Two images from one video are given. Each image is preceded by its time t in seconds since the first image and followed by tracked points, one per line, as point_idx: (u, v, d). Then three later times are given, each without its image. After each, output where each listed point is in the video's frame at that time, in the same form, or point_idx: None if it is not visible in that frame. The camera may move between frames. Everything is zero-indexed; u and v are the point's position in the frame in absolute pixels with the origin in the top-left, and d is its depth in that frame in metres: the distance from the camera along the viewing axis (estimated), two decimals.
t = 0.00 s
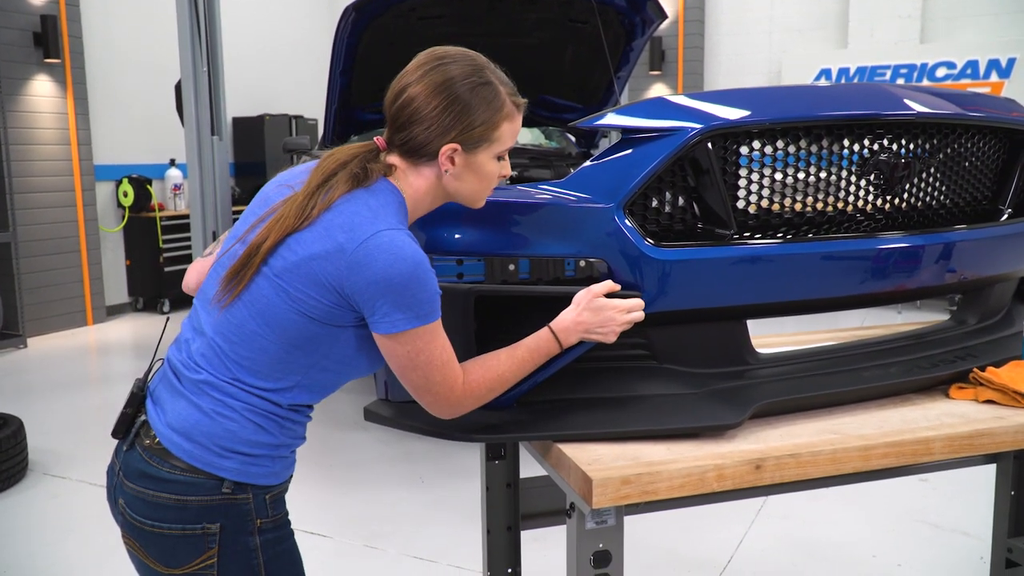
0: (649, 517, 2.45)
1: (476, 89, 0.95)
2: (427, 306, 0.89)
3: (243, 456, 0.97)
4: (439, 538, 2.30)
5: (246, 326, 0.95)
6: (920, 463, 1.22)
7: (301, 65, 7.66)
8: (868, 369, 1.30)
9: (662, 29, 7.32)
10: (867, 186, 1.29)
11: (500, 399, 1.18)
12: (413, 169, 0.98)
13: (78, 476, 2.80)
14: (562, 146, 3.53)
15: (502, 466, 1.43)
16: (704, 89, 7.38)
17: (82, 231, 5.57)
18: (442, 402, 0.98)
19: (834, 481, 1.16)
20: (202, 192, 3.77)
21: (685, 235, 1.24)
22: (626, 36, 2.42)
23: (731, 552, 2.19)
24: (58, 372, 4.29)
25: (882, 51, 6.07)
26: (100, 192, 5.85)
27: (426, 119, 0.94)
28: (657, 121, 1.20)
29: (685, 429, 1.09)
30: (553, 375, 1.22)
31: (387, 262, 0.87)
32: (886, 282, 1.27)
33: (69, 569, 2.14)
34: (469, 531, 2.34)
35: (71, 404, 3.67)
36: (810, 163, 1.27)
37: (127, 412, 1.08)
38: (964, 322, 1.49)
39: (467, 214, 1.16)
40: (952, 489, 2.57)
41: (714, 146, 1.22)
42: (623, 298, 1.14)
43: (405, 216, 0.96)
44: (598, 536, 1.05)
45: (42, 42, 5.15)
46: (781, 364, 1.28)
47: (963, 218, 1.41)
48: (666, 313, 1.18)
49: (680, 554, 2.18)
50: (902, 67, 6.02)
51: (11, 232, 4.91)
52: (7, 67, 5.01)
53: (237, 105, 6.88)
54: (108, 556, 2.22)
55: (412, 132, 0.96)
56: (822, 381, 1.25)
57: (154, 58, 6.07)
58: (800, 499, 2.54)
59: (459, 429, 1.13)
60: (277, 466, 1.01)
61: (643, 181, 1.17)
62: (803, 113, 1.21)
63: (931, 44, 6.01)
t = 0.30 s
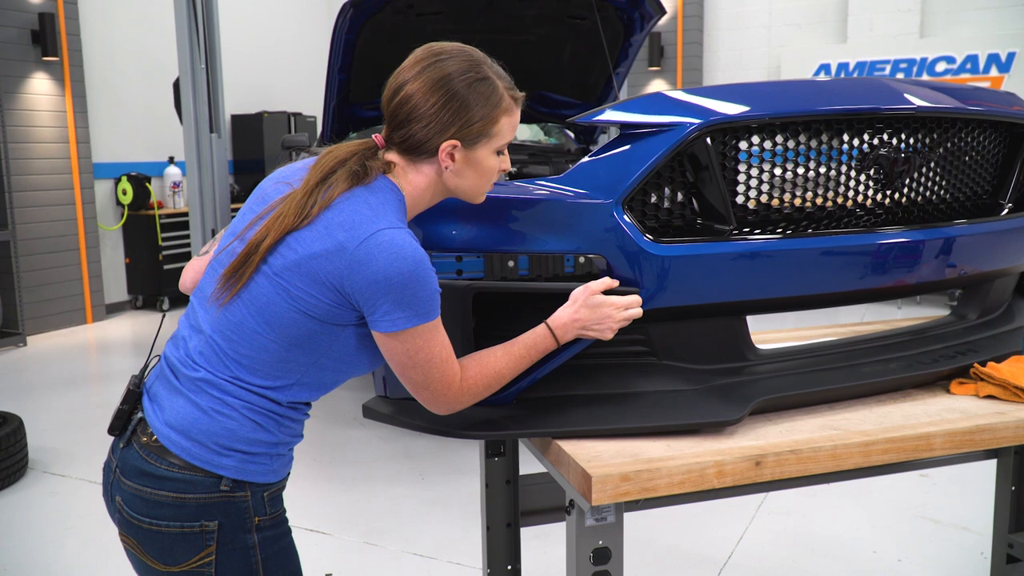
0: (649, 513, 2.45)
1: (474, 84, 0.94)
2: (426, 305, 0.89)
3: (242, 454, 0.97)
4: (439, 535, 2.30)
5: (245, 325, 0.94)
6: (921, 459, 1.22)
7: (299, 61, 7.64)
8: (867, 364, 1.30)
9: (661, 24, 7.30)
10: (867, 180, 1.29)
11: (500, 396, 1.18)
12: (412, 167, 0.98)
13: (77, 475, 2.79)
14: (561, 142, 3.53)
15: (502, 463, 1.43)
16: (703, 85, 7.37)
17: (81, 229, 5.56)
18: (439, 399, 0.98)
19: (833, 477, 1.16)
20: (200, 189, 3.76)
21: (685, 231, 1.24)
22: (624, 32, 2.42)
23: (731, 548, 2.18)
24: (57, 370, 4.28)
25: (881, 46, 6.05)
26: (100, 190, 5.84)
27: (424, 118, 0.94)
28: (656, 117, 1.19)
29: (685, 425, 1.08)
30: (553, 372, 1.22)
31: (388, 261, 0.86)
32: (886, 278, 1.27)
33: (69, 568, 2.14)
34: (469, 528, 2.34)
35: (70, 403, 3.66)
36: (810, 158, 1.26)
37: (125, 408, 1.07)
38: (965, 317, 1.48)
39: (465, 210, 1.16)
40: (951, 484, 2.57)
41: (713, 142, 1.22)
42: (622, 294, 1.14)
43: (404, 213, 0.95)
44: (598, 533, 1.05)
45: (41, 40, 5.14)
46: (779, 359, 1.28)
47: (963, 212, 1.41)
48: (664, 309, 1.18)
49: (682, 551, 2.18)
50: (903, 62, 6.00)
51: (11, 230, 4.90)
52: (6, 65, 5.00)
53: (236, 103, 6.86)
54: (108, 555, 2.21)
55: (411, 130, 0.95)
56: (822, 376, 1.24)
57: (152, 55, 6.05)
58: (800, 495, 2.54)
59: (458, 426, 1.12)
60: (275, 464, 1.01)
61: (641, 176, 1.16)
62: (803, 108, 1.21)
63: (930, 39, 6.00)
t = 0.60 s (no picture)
0: (648, 511, 2.45)
1: (485, 77, 0.93)
2: (434, 303, 0.89)
3: (249, 453, 0.97)
4: (438, 533, 2.30)
5: (252, 324, 0.93)
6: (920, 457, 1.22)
7: (298, 58, 7.63)
8: (867, 363, 1.29)
9: (661, 21, 7.29)
10: (865, 178, 1.29)
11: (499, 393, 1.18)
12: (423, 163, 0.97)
13: (77, 472, 2.79)
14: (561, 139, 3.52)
15: (501, 461, 1.43)
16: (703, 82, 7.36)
17: (80, 225, 5.56)
18: (445, 397, 0.97)
19: (832, 476, 1.15)
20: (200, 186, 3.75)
21: (683, 228, 1.23)
22: (624, 30, 2.42)
23: (730, 546, 2.18)
24: (57, 367, 4.28)
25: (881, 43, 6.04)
26: (99, 186, 5.83)
27: (435, 113, 0.93)
28: (653, 114, 1.18)
29: (684, 423, 1.08)
30: (552, 371, 1.21)
31: (396, 259, 0.86)
32: (886, 276, 1.26)
33: (68, 565, 2.14)
34: (469, 526, 2.34)
35: (69, 399, 3.66)
36: (809, 156, 1.26)
37: (129, 403, 1.07)
38: (965, 315, 1.48)
39: (466, 209, 1.15)
40: (950, 482, 2.57)
41: (711, 140, 1.21)
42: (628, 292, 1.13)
43: (411, 211, 0.95)
44: (596, 531, 1.05)
45: (40, 36, 5.13)
46: (779, 358, 1.28)
47: (964, 210, 1.40)
48: (663, 307, 1.17)
49: (681, 549, 2.18)
50: (903, 59, 5.99)
51: (10, 226, 4.89)
52: (5, 61, 4.99)
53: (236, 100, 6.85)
54: (107, 552, 2.21)
55: (422, 125, 0.94)
56: (821, 375, 1.24)
57: (151, 51, 6.04)
58: (798, 493, 2.54)
59: (457, 424, 1.12)
60: (280, 464, 1.01)
61: (639, 174, 1.16)
62: (802, 105, 1.20)
63: (931, 36, 5.98)
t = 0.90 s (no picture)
0: (647, 510, 2.44)
1: (508, 79, 0.93)
2: (448, 309, 0.89)
3: (261, 454, 0.97)
4: (437, 531, 2.30)
5: (268, 326, 0.93)
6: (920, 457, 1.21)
7: (299, 56, 7.62)
8: (867, 362, 1.29)
9: (662, 20, 7.28)
10: (866, 177, 1.28)
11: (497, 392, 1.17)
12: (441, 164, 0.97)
13: (76, 469, 2.79)
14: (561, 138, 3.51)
15: (500, 460, 1.43)
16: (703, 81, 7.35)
17: (81, 223, 5.55)
18: (451, 398, 0.97)
19: (832, 475, 1.15)
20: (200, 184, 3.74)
21: (683, 227, 1.23)
22: (625, 28, 2.41)
23: (728, 545, 2.18)
24: (57, 365, 4.28)
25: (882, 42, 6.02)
26: (100, 184, 5.83)
27: (457, 113, 0.92)
28: (652, 113, 1.18)
29: (682, 423, 1.07)
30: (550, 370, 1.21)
31: (413, 266, 0.86)
32: (886, 275, 1.26)
33: (67, 563, 2.14)
34: (468, 525, 2.34)
35: (69, 397, 3.66)
36: (809, 154, 1.26)
37: (137, 400, 1.06)
38: (965, 315, 1.48)
39: (468, 207, 1.14)
40: (950, 482, 2.57)
41: (711, 138, 1.21)
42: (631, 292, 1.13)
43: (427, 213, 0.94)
44: (595, 531, 1.04)
45: (41, 33, 5.13)
46: (778, 357, 1.27)
47: (965, 210, 1.40)
48: (662, 306, 1.17)
49: (680, 548, 2.17)
50: (904, 58, 5.98)
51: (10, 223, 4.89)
52: (6, 58, 4.99)
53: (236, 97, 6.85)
54: (107, 550, 2.21)
55: (444, 126, 0.94)
56: (820, 374, 1.24)
57: (152, 49, 6.04)
58: (797, 493, 2.54)
59: (456, 423, 1.12)
60: (291, 464, 1.01)
61: (639, 172, 1.15)
62: (802, 103, 1.20)
63: (933, 35, 5.97)
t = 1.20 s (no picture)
0: (647, 510, 2.44)
1: (510, 72, 0.92)
2: (446, 304, 0.88)
3: (265, 453, 0.96)
4: (437, 531, 2.30)
5: (266, 325, 0.93)
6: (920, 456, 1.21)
7: (299, 56, 7.62)
8: (867, 362, 1.28)
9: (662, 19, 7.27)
10: (865, 176, 1.28)
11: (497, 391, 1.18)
12: (438, 154, 0.96)
13: (77, 469, 2.79)
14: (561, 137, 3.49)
15: (499, 459, 1.43)
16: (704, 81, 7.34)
17: (81, 222, 5.55)
18: (450, 397, 0.97)
19: (831, 475, 1.15)
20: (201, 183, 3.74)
21: (681, 226, 1.23)
22: (625, 27, 2.41)
23: (728, 545, 2.18)
24: (57, 364, 4.27)
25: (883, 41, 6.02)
26: (100, 184, 5.82)
27: (456, 103, 0.92)
28: (650, 113, 1.18)
29: (681, 423, 1.07)
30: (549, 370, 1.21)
31: (408, 261, 0.85)
32: (886, 275, 1.25)
33: (66, 563, 2.13)
34: (468, 524, 2.34)
35: (70, 396, 3.66)
36: (808, 154, 1.26)
37: (142, 402, 1.06)
38: (965, 315, 1.47)
39: (468, 207, 1.15)
40: (950, 482, 2.56)
41: (710, 138, 1.21)
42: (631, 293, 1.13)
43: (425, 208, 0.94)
44: (593, 531, 1.04)
45: (41, 33, 5.13)
46: (777, 357, 1.27)
47: (964, 209, 1.40)
48: (661, 306, 1.17)
49: (680, 548, 2.17)
50: (905, 57, 5.97)
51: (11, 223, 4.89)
52: (7, 58, 4.98)
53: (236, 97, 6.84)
54: (106, 549, 2.21)
55: (443, 115, 0.93)
56: (820, 374, 1.23)
57: (152, 48, 6.03)
58: (798, 492, 2.54)
59: (454, 424, 1.12)
60: (296, 463, 1.00)
61: (638, 171, 1.15)
62: (801, 103, 1.20)
63: (934, 34, 5.96)
